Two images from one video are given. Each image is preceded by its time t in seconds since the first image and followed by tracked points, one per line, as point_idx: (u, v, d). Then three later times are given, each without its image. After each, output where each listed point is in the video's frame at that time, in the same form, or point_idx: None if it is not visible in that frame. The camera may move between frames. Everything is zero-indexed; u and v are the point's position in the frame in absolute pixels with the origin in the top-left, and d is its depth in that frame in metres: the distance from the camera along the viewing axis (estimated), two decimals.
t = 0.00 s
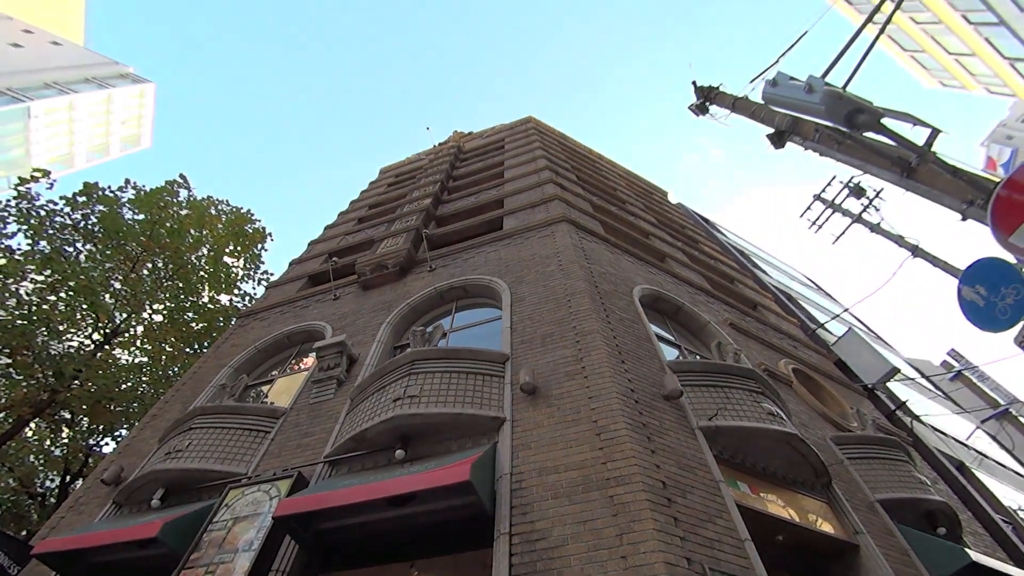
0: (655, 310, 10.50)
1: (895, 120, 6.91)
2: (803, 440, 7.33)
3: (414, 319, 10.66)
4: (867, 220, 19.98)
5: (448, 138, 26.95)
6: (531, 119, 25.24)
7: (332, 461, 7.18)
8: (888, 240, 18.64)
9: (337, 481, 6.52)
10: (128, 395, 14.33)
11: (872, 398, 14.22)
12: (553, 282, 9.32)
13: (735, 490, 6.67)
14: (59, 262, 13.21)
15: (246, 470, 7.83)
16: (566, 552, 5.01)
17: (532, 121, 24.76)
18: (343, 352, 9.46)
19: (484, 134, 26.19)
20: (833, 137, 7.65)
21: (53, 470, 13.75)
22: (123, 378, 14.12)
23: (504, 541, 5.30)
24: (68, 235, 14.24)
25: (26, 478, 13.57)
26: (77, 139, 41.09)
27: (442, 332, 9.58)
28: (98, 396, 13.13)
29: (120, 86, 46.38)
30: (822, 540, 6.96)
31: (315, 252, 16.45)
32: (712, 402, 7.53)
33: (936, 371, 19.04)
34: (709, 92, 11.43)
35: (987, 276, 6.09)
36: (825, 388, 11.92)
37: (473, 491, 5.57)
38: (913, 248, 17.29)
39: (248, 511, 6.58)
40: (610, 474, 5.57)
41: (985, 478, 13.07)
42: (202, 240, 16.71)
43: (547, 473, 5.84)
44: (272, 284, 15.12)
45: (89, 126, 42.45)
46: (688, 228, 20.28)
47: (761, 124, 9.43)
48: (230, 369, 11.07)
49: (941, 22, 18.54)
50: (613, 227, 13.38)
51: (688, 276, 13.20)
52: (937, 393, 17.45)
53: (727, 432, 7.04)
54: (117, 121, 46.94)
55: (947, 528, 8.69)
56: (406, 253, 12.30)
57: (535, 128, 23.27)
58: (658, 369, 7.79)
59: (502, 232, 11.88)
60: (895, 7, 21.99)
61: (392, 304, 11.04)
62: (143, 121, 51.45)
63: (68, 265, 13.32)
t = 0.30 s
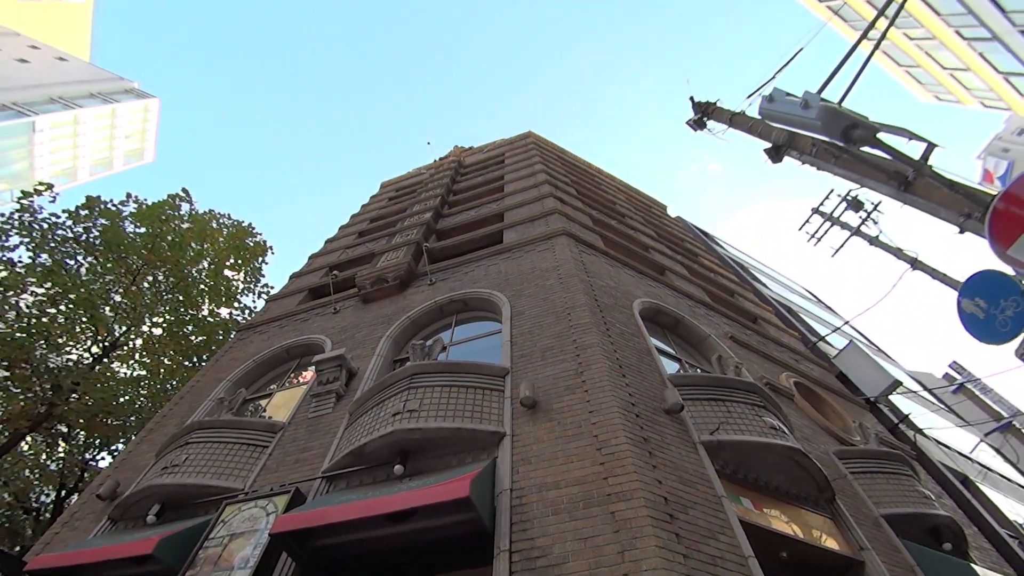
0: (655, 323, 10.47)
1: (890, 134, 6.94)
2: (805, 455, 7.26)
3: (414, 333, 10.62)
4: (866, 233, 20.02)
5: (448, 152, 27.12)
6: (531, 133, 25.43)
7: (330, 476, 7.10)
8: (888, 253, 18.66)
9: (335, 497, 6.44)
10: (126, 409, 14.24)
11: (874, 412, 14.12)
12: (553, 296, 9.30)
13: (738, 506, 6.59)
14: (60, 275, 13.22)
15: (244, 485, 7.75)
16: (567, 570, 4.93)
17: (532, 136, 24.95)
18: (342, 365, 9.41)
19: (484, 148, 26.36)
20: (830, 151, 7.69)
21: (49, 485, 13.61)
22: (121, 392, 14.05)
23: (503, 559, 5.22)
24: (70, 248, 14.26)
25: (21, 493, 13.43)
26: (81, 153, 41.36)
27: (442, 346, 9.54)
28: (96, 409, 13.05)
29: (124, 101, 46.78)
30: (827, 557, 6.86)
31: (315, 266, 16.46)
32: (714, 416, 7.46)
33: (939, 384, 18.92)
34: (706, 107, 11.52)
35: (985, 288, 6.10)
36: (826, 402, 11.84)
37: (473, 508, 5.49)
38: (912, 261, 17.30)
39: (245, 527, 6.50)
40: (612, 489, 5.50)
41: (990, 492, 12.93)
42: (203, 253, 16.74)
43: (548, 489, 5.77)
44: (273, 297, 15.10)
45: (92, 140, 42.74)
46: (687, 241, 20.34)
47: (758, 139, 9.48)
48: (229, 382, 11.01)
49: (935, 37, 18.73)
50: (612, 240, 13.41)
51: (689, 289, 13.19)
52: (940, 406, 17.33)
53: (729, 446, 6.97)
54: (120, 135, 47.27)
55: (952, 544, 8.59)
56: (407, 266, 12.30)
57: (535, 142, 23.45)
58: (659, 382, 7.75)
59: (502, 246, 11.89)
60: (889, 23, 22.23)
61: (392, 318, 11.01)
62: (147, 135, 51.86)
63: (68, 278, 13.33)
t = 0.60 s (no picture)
0: (655, 331, 10.45)
1: (888, 142, 6.97)
2: (806, 462, 7.22)
3: (413, 340, 10.60)
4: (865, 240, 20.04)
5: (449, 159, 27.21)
6: (531, 141, 25.54)
7: (329, 484, 7.06)
8: (887, 260, 18.67)
9: (333, 505, 6.40)
10: (124, 416, 14.18)
11: (876, 419, 14.07)
12: (553, 303, 9.28)
13: (739, 514, 6.55)
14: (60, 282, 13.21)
15: (242, 493, 7.69)
16: None
17: (531, 144, 25.04)
18: (342, 373, 9.38)
19: (484, 156, 26.45)
20: (828, 159, 7.71)
21: (45, 493, 13.53)
22: (120, 399, 14.00)
23: (503, 568, 5.18)
24: (70, 255, 14.27)
25: (18, 501, 13.35)
26: (83, 160, 41.52)
27: (442, 353, 9.53)
28: (94, 417, 13.00)
29: (126, 109, 47.03)
30: (829, 566, 6.80)
31: (315, 273, 16.46)
32: (714, 424, 7.43)
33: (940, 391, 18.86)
34: (705, 115, 11.57)
35: (985, 295, 6.07)
36: (827, 409, 11.81)
37: (472, 517, 5.45)
38: (912, 268, 17.30)
39: (242, 535, 6.49)
40: (612, 497, 5.47)
41: (993, 500, 12.85)
42: (204, 260, 16.74)
43: (548, 497, 5.74)
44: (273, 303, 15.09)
45: (94, 147, 42.85)
46: (687, 249, 20.35)
47: (757, 147, 9.51)
48: (228, 390, 10.97)
49: (931, 46, 18.86)
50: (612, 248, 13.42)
51: (688, 296, 13.18)
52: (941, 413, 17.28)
53: (730, 454, 6.94)
54: (122, 143, 47.47)
55: (955, 552, 8.53)
56: (407, 274, 12.30)
57: (535, 150, 23.53)
58: (659, 390, 7.72)
59: (502, 253, 11.90)
60: (886, 32, 22.41)
61: (392, 325, 11.00)
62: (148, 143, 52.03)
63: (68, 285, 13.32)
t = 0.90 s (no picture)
0: (655, 324, 10.47)
1: (891, 134, 6.94)
2: (805, 455, 7.26)
3: (414, 333, 10.61)
4: (866, 233, 20.01)
5: (448, 152, 27.13)
6: (531, 133, 25.45)
7: (330, 476, 7.11)
8: (888, 254, 18.66)
9: (334, 497, 6.44)
10: (126, 409, 14.23)
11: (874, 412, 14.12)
12: (553, 296, 9.29)
13: (737, 506, 6.60)
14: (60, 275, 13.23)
15: (244, 485, 7.74)
16: (567, 570, 4.93)
17: (532, 136, 24.94)
18: (342, 365, 9.40)
19: (484, 148, 26.37)
20: (829, 151, 7.70)
21: (48, 486, 13.61)
22: (121, 391, 14.06)
23: (503, 559, 5.22)
24: (70, 248, 14.27)
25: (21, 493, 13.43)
26: (82, 153, 41.42)
27: (442, 346, 9.54)
28: (95, 409, 13.05)
29: (124, 101, 46.84)
30: (827, 557, 6.86)
31: (316, 266, 16.45)
32: (714, 416, 7.46)
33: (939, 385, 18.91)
34: (706, 107, 11.52)
35: (984, 289, 6.11)
36: (826, 402, 11.85)
37: (473, 508, 5.49)
38: (912, 261, 17.29)
39: (244, 527, 6.49)
40: (611, 489, 5.50)
41: (990, 492, 12.93)
42: (203, 253, 16.74)
43: (548, 489, 5.78)
44: (273, 296, 15.10)
45: (92, 139, 42.68)
46: (687, 241, 20.33)
47: (759, 139, 9.48)
48: (229, 382, 11.01)
49: (935, 37, 18.75)
50: (612, 241, 13.42)
51: (689, 289, 13.19)
52: (940, 406, 17.33)
53: (730, 446, 6.98)
54: (121, 135, 47.31)
55: (952, 544, 8.59)
56: (407, 267, 12.30)
57: (535, 142, 23.45)
58: (659, 382, 7.75)
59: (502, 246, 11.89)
60: (889, 23, 22.26)
61: (392, 318, 11.01)
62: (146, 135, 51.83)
63: (68, 278, 13.33)
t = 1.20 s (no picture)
0: (654, 310, 10.50)
1: (895, 120, 6.92)
2: (802, 440, 7.33)
3: (414, 320, 10.64)
4: (867, 220, 19.98)
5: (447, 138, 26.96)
6: (531, 118, 25.26)
7: (332, 461, 7.19)
8: (889, 241, 18.65)
9: (336, 481, 6.52)
10: (128, 395, 14.31)
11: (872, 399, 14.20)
12: (553, 283, 9.31)
13: (734, 490, 6.68)
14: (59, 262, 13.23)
15: (247, 469, 7.83)
16: (566, 552, 5.01)
17: (532, 121, 24.77)
18: (343, 352, 9.46)
19: (484, 134, 26.20)
20: (833, 137, 7.68)
21: (53, 471, 13.75)
22: (123, 378, 14.12)
23: (503, 541, 5.31)
24: (68, 235, 14.25)
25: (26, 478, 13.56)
26: (77, 139, 41.15)
27: (442, 332, 9.58)
28: (98, 395, 13.13)
29: (119, 86, 46.43)
30: (822, 540, 6.95)
31: (316, 252, 16.45)
32: (712, 402, 7.52)
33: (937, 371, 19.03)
34: (709, 92, 11.43)
35: (984, 276, 6.12)
36: (823, 388, 11.94)
37: (474, 492, 5.56)
38: (913, 248, 17.29)
39: (248, 511, 6.56)
40: (611, 474, 5.57)
41: (984, 477, 13.08)
42: (203, 240, 16.72)
43: (548, 473, 5.85)
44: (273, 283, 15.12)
45: (88, 125, 42.34)
46: (687, 228, 20.29)
47: (761, 125, 9.44)
48: (230, 369, 11.06)
49: (941, 22, 18.56)
50: (612, 227, 13.41)
51: (688, 276, 13.20)
52: (937, 393, 17.45)
53: (728, 432, 7.04)
54: (117, 121, 46.95)
55: (947, 528, 8.70)
56: (407, 253, 12.29)
57: (535, 128, 23.30)
58: (658, 369, 7.80)
59: (502, 233, 11.88)
60: (895, 7, 22.01)
61: (392, 304, 11.04)
62: (142, 120, 51.40)
63: (67, 265, 13.33)
